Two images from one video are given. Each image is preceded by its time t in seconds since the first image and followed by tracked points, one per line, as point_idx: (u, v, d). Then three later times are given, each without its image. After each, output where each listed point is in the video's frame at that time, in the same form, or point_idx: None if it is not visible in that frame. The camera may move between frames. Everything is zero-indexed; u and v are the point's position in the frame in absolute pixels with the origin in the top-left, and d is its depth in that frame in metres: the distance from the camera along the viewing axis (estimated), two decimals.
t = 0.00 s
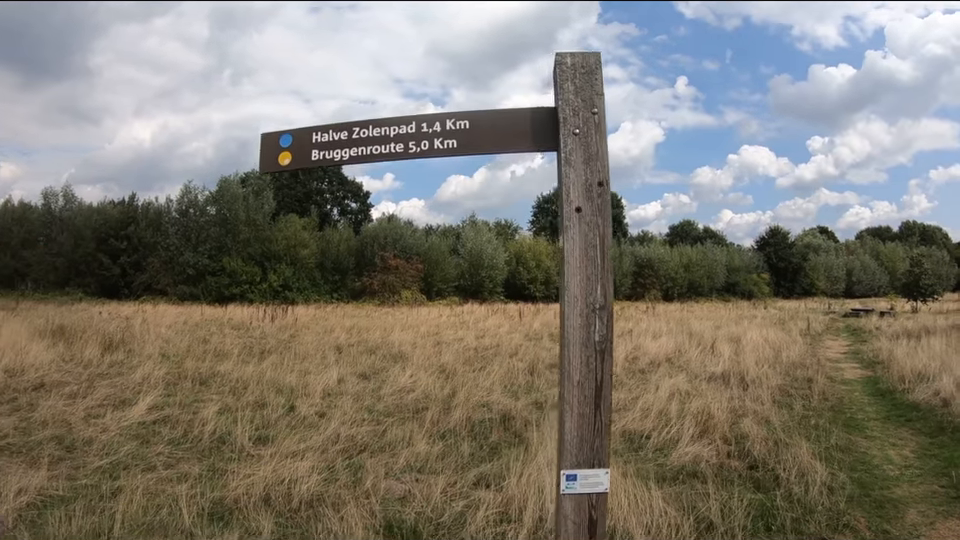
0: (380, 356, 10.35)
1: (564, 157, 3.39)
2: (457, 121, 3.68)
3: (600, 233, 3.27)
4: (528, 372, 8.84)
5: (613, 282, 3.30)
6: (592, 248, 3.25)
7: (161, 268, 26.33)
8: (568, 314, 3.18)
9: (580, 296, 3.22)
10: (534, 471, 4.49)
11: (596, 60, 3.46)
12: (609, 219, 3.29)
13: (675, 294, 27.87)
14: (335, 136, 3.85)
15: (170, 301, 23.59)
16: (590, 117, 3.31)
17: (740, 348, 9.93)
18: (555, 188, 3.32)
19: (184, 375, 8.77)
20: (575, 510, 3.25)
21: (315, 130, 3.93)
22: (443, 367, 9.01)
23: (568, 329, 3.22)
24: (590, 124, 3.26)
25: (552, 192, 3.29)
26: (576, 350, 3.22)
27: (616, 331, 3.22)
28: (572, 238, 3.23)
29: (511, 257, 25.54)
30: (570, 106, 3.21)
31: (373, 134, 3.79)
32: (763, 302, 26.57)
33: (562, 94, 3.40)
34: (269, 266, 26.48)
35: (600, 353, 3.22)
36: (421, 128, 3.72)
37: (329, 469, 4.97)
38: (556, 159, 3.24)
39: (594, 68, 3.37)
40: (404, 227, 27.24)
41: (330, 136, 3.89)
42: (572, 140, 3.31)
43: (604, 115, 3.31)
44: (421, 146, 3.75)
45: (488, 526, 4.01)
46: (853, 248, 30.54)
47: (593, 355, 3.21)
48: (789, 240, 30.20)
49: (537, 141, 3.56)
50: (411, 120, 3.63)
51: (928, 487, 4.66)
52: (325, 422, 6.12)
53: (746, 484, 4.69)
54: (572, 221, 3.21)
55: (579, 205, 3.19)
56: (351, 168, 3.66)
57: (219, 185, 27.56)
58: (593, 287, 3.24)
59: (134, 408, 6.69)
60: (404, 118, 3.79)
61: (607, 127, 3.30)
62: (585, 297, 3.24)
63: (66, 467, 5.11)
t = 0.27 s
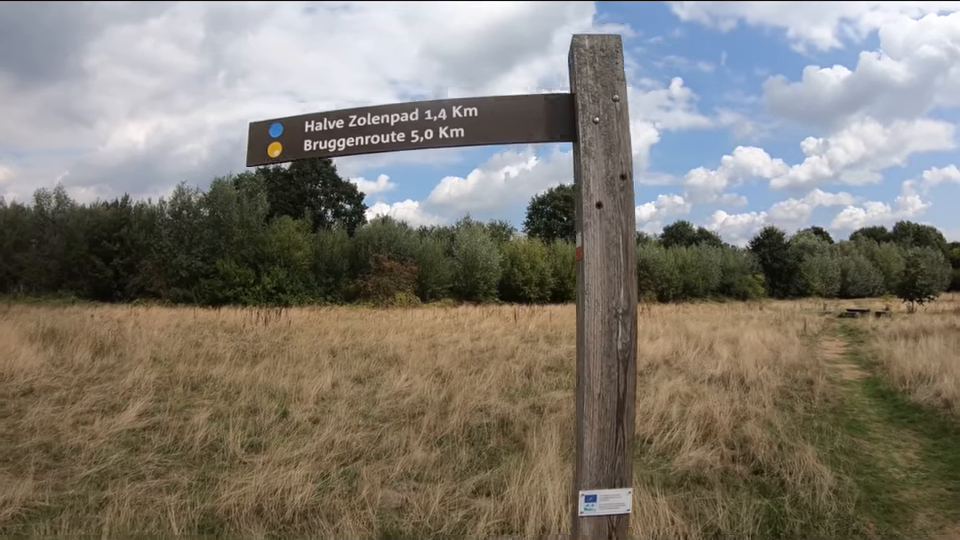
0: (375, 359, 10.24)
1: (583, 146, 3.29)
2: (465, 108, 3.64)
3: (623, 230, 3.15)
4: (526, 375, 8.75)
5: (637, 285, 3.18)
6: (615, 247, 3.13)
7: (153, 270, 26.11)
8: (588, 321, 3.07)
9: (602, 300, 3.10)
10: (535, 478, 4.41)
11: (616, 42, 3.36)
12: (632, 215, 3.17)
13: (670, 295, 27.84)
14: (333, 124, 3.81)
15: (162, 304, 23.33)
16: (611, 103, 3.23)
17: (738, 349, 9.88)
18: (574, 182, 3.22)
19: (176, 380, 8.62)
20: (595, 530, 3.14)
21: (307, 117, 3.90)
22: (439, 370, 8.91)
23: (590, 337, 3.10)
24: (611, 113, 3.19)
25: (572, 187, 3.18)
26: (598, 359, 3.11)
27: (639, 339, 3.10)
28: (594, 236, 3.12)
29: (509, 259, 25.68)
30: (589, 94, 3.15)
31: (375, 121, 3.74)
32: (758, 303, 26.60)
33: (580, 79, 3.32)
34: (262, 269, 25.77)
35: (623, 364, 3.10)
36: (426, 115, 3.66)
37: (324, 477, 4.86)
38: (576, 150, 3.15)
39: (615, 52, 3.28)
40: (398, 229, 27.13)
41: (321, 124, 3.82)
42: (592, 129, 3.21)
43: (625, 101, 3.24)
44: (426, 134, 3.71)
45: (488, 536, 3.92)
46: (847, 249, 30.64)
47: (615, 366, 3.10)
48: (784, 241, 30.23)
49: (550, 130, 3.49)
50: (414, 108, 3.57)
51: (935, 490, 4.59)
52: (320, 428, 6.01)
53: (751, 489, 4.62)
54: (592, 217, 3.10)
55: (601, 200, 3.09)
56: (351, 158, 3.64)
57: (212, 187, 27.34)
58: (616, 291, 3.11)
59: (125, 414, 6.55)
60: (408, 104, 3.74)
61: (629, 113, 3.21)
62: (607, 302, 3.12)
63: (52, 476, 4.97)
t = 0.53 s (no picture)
0: (376, 367, 10.11)
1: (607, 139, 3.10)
2: (473, 98, 3.56)
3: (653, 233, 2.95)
4: (529, 384, 8.63)
5: (669, 295, 2.97)
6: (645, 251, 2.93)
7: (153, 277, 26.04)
8: (616, 334, 2.85)
9: (630, 311, 2.88)
10: (542, 492, 4.32)
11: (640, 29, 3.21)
12: (662, 215, 2.98)
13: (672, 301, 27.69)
14: (332, 116, 3.72)
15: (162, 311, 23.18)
16: (637, 93, 3.08)
17: (744, 356, 9.76)
18: (599, 180, 3.04)
19: (174, 388, 8.50)
20: None
21: (302, 110, 3.83)
22: (442, 379, 8.79)
23: (618, 351, 2.89)
24: (636, 103, 3.02)
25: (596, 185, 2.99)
26: (627, 376, 2.88)
27: (671, 355, 2.88)
28: (621, 239, 2.91)
29: (510, 266, 25.64)
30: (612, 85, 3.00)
31: (378, 113, 3.66)
32: (760, 308, 26.48)
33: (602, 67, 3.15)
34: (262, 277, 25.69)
35: (655, 381, 2.87)
36: (432, 106, 3.58)
37: (323, 491, 4.75)
38: (601, 144, 2.98)
39: (640, 38, 3.13)
40: (399, 237, 27.06)
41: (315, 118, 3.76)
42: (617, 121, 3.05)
43: (651, 90, 3.07)
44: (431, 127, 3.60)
45: None
46: (849, 254, 30.55)
47: (646, 384, 2.87)
48: (785, 246, 30.15)
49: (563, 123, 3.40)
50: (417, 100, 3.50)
51: (952, 499, 4.48)
52: (319, 439, 5.90)
53: (765, 501, 4.51)
54: (620, 218, 2.91)
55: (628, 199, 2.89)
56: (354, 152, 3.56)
57: (212, 195, 27.28)
58: (646, 300, 2.88)
59: (121, 423, 6.43)
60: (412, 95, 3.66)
61: (656, 104, 3.05)
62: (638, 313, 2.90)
63: (45, 489, 4.85)
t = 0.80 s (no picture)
0: (380, 378, 10.04)
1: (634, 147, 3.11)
2: (479, 100, 3.51)
3: (685, 257, 2.95)
4: (536, 395, 8.54)
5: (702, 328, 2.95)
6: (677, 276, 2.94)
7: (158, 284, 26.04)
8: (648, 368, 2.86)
9: (662, 344, 2.89)
10: (551, 514, 4.22)
11: (664, 20, 3.25)
12: (694, 233, 2.99)
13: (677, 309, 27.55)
14: (323, 121, 3.71)
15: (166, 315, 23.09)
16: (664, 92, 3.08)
17: (752, 364, 9.64)
18: (629, 194, 3.06)
19: (176, 398, 8.44)
20: None
21: (289, 114, 3.80)
22: (446, 390, 8.70)
23: (650, 384, 2.89)
24: (664, 103, 3.04)
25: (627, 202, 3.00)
26: (660, 413, 2.88)
27: (705, 393, 2.88)
28: (652, 263, 2.92)
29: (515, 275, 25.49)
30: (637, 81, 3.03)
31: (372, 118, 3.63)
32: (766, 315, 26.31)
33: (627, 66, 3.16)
34: (268, 285, 26.35)
35: (688, 418, 2.87)
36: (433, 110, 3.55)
37: (325, 508, 4.66)
38: (629, 151, 2.99)
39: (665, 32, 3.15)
40: (403, 245, 27.07)
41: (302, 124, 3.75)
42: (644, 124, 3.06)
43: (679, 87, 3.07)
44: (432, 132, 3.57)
45: None
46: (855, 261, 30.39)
47: (679, 420, 2.86)
48: (790, 252, 30.01)
49: (578, 124, 3.36)
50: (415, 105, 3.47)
51: None
52: (322, 453, 5.82)
53: (781, 518, 4.39)
54: (649, 237, 2.94)
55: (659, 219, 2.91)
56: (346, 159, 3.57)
57: (217, 203, 27.36)
58: (679, 334, 2.90)
59: (121, 433, 6.36)
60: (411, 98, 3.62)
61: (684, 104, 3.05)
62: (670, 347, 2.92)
63: (39, 500, 4.76)
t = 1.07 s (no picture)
0: (384, 386, 9.95)
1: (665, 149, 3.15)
2: (488, 100, 3.49)
3: (724, 279, 2.98)
4: (541, 405, 8.45)
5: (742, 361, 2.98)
6: (716, 300, 2.97)
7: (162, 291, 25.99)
8: (685, 402, 2.90)
9: (701, 378, 2.93)
10: (560, 531, 4.16)
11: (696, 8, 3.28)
12: (732, 248, 3.03)
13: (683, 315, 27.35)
14: (312, 122, 3.68)
15: (168, 321, 22.95)
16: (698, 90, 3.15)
17: (759, 372, 9.53)
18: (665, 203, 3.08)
19: (176, 407, 8.37)
20: None
21: (273, 115, 3.77)
22: (450, 399, 8.62)
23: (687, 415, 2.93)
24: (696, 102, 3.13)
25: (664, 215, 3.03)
26: (696, 444, 2.93)
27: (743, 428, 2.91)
28: (690, 283, 2.96)
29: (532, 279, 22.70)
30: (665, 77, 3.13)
31: (368, 117, 3.61)
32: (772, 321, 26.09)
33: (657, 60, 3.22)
34: (272, 291, 26.24)
35: (725, 454, 2.91)
36: (437, 107, 3.52)
37: (325, 522, 4.60)
38: (663, 154, 3.05)
39: (697, 21, 3.21)
40: (406, 251, 26.97)
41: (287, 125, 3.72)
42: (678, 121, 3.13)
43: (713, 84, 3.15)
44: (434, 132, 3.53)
45: None
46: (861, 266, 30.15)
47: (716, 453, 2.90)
48: (796, 258, 29.77)
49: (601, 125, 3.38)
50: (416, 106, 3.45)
51: None
52: (323, 464, 5.75)
53: (793, 532, 4.31)
54: (686, 252, 2.97)
55: (696, 236, 2.96)
56: (339, 161, 3.56)
57: (220, 209, 27.36)
58: (717, 369, 2.93)
59: (119, 443, 6.30)
60: (410, 95, 3.59)
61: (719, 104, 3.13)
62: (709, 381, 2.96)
63: (34, 513, 4.70)
